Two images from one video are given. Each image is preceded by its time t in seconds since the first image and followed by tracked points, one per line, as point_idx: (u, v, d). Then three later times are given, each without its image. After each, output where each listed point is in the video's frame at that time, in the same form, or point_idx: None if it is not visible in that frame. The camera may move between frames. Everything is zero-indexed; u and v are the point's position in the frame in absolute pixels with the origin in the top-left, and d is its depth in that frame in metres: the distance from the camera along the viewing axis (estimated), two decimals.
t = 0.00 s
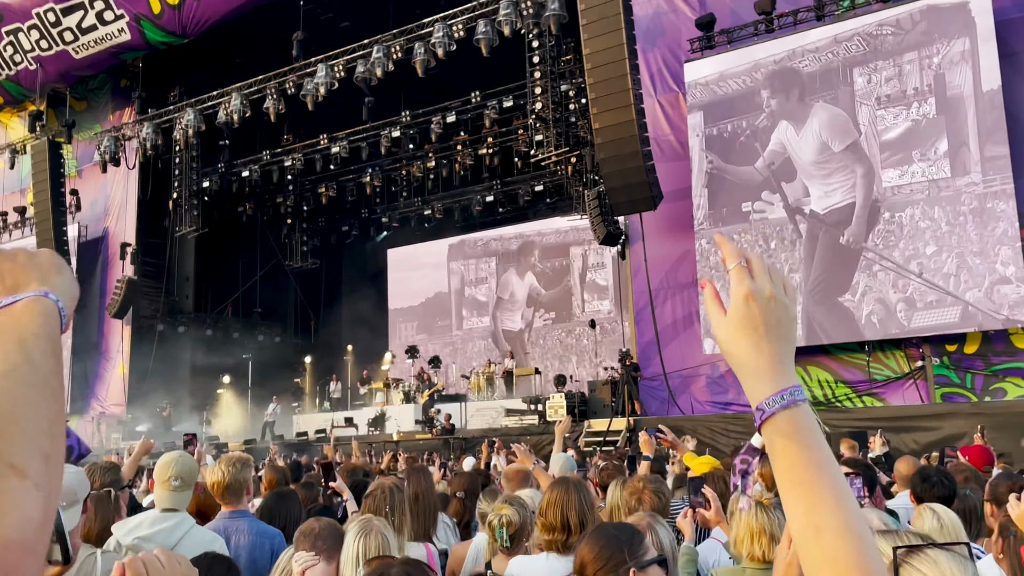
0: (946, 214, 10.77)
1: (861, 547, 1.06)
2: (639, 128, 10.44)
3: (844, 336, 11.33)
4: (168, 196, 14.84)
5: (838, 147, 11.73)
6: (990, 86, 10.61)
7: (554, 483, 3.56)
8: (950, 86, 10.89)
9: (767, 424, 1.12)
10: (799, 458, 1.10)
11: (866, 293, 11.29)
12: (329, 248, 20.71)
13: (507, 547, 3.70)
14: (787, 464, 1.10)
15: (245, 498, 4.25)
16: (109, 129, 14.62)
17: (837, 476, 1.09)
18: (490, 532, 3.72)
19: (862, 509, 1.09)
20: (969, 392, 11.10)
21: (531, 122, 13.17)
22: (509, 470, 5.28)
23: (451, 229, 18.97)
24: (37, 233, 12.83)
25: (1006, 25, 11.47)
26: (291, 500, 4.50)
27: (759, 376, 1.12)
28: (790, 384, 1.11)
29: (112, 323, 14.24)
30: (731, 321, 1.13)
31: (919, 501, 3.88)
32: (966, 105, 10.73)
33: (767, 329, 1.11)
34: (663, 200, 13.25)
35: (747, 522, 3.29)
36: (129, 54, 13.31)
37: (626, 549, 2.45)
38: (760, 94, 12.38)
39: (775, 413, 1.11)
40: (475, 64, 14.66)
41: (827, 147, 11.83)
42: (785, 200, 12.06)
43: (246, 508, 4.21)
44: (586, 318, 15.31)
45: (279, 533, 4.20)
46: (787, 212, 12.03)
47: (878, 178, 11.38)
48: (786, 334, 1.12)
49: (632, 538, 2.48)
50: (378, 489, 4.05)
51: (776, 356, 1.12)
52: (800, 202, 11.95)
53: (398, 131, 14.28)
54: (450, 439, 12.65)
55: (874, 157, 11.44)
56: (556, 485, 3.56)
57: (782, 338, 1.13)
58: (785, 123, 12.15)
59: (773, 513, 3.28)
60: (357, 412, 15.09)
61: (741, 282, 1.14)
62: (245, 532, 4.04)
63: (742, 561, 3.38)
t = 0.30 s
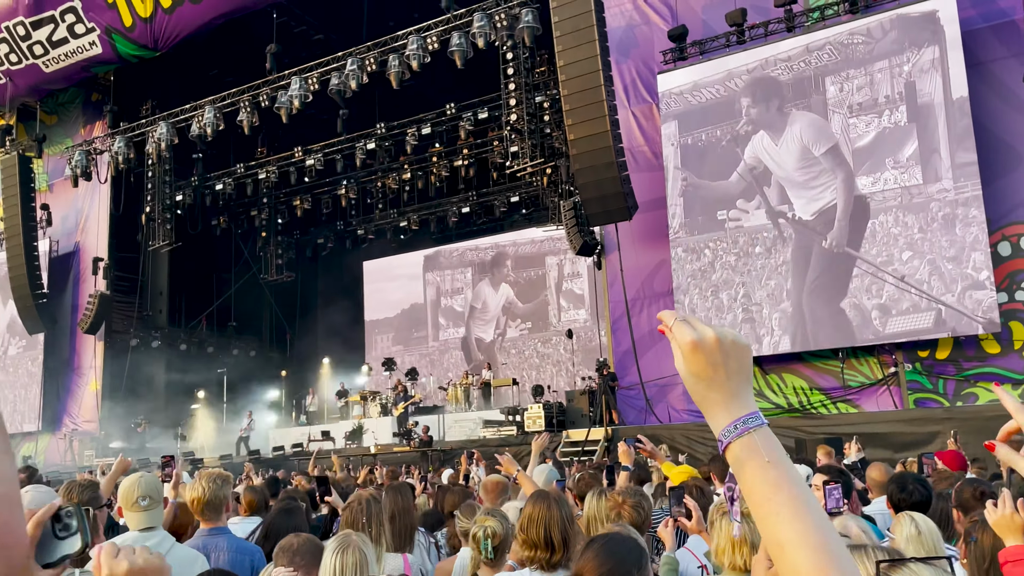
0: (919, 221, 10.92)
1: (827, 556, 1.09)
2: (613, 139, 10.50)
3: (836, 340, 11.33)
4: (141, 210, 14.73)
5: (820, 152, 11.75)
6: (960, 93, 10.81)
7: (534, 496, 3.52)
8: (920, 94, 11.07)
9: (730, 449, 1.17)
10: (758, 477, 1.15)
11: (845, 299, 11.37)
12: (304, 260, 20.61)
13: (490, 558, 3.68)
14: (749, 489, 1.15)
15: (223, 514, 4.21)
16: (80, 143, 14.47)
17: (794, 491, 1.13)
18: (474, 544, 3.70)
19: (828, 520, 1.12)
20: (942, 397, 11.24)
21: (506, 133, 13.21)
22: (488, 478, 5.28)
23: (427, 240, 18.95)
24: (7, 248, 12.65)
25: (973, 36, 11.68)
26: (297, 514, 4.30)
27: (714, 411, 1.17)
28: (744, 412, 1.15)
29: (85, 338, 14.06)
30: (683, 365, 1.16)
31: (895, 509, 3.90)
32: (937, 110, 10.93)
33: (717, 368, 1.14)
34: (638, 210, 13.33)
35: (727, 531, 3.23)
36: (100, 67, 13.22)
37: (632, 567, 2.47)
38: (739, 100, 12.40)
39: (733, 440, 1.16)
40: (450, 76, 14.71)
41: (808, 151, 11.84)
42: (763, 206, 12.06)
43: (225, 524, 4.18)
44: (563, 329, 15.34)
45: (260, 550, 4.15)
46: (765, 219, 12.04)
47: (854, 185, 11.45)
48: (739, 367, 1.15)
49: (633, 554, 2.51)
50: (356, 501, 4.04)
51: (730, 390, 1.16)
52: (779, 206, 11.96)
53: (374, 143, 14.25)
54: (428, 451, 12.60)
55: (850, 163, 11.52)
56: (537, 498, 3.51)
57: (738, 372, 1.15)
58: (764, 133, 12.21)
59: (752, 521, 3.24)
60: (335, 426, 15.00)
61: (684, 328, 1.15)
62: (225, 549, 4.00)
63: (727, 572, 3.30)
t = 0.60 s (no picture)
0: (898, 220, 11.07)
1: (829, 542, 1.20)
2: (597, 143, 10.60)
3: (818, 339, 11.41)
4: (125, 219, 14.70)
5: (797, 149, 11.94)
6: (938, 94, 10.97)
7: (517, 499, 3.63)
8: (899, 94, 11.23)
9: (763, 431, 1.25)
10: (789, 460, 1.24)
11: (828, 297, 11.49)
12: (290, 267, 20.60)
13: (466, 562, 3.76)
14: (777, 469, 1.24)
15: (210, 522, 4.25)
16: (63, 152, 14.44)
17: (815, 481, 1.23)
18: (452, 548, 3.78)
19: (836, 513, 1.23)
20: (923, 396, 11.38)
21: (490, 139, 13.28)
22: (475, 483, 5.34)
23: (412, 245, 18.99)
24: None
25: (950, 39, 11.87)
26: (310, 525, 4.29)
27: (763, 396, 1.26)
28: (785, 405, 1.25)
29: (70, 348, 14.02)
30: (749, 349, 1.26)
31: (875, 505, 3.99)
32: (915, 110, 11.09)
33: (778, 359, 1.25)
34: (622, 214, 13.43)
35: (708, 531, 3.31)
36: (83, 76, 13.22)
37: (613, 561, 2.50)
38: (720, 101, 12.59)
39: (770, 424, 1.24)
40: (434, 82, 14.79)
41: (789, 150, 12.01)
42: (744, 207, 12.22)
43: (212, 532, 4.21)
44: (549, 332, 15.42)
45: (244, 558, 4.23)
46: (747, 219, 12.18)
47: (832, 184, 11.59)
48: (794, 364, 1.27)
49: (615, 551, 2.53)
50: (339, 507, 4.03)
51: (783, 381, 1.26)
52: (760, 205, 12.12)
53: (358, 149, 14.32)
54: (416, 456, 12.64)
55: (826, 162, 11.67)
56: (521, 501, 3.61)
57: (788, 369, 1.27)
58: (743, 131, 12.39)
59: (730, 521, 3.30)
60: (322, 432, 15.02)
61: (758, 319, 1.26)
62: (212, 558, 4.05)
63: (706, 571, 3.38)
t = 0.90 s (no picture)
0: (894, 219, 11.06)
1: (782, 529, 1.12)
2: (591, 144, 10.58)
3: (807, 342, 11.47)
4: (119, 222, 14.66)
5: (790, 146, 11.98)
6: (933, 91, 11.01)
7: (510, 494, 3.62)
8: (895, 91, 11.26)
9: (691, 422, 1.15)
10: (721, 451, 1.14)
11: (824, 297, 11.46)
12: (286, 270, 20.56)
13: (451, 557, 3.74)
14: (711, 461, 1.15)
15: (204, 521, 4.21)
16: (57, 155, 14.42)
17: (755, 464, 1.14)
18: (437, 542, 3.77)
19: (782, 489, 1.14)
20: (919, 394, 11.37)
21: (485, 140, 13.26)
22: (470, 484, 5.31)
23: (408, 247, 18.97)
24: None
25: (943, 38, 11.89)
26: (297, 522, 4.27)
27: (679, 386, 1.12)
28: (706, 387, 1.12)
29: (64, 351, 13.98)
30: (648, 342, 1.09)
31: (866, 500, 3.98)
32: (911, 109, 11.12)
33: (683, 341, 1.09)
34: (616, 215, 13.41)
35: (697, 525, 3.29)
36: (76, 79, 13.21)
37: (605, 553, 2.60)
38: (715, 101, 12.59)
39: (697, 413, 1.13)
40: (429, 84, 14.79)
41: (780, 148, 12.06)
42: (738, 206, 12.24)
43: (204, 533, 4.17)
44: (545, 333, 15.39)
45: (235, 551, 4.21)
46: (742, 218, 12.20)
47: (829, 183, 11.61)
48: (702, 341, 1.10)
49: (605, 541, 2.63)
50: (334, 502, 4.03)
51: (695, 360, 1.11)
52: (750, 203, 12.16)
53: (353, 151, 14.30)
54: (412, 458, 12.62)
55: (818, 159, 11.71)
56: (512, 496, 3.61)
57: (698, 347, 1.11)
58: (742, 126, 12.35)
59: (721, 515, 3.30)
60: (318, 434, 14.98)
61: (654, 304, 1.08)
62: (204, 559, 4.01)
63: (697, 565, 3.35)
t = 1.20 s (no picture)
0: (910, 222, 10.98)
1: None
2: (603, 147, 10.57)
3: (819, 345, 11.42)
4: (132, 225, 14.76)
5: (814, 145, 11.84)
6: (949, 93, 10.88)
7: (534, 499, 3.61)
8: (910, 94, 11.16)
9: (726, 489, 1.20)
10: (757, 512, 1.19)
11: (838, 301, 11.40)
12: (297, 274, 20.63)
13: (474, 567, 3.75)
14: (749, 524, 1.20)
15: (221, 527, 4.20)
16: (71, 160, 14.52)
17: (790, 520, 1.18)
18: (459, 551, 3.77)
19: (827, 541, 1.18)
20: (933, 399, 11.30)
21: (496, 143, 13.27)
22: (487, 485, 5.29)
23: (419, 251, 18.99)
24: None
25: (958, 41, 11.83)
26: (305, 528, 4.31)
27: (709, 449, 1.18)
28: (739, 450, 1.18)
29: (77, 354, 14.07)
30: (675, 411, 1.16)
31: (888, 505, 3.95)
32: (927, 111, 11.01)
33: (706, 405, 1.15)
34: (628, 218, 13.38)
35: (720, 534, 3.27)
36: (90, 84, 13.33)
37: (641, 568, 2.57)
38: (730, 103, 12.55)
39: (731, 479, 1.18)
40: (441, 88, 14.81)
41: (804, 146, 11.92)
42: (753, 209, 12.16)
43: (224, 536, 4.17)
44: (556, 337, 15.37)
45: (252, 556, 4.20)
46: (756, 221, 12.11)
47: (844, 185, 11.55)
48: (725, 402, 1.17)
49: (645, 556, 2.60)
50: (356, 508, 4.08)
51: (719, 425, 1.17)
52: (770, 205, 12.04)
53: (364, 155, 14.33)
54: (423, 461, 12.61)
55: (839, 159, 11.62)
56: (537, 502, 3.60)
57: (723, 409, 1.17)
58: (766, 122, 12.26)
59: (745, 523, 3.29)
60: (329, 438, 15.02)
61: (673, 373, 1.15)
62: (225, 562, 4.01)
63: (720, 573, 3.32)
